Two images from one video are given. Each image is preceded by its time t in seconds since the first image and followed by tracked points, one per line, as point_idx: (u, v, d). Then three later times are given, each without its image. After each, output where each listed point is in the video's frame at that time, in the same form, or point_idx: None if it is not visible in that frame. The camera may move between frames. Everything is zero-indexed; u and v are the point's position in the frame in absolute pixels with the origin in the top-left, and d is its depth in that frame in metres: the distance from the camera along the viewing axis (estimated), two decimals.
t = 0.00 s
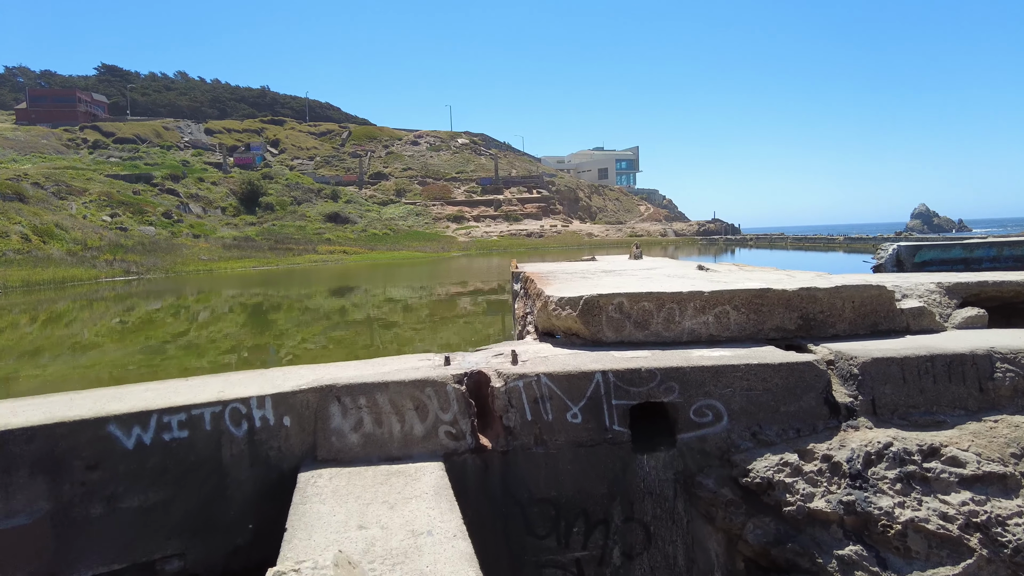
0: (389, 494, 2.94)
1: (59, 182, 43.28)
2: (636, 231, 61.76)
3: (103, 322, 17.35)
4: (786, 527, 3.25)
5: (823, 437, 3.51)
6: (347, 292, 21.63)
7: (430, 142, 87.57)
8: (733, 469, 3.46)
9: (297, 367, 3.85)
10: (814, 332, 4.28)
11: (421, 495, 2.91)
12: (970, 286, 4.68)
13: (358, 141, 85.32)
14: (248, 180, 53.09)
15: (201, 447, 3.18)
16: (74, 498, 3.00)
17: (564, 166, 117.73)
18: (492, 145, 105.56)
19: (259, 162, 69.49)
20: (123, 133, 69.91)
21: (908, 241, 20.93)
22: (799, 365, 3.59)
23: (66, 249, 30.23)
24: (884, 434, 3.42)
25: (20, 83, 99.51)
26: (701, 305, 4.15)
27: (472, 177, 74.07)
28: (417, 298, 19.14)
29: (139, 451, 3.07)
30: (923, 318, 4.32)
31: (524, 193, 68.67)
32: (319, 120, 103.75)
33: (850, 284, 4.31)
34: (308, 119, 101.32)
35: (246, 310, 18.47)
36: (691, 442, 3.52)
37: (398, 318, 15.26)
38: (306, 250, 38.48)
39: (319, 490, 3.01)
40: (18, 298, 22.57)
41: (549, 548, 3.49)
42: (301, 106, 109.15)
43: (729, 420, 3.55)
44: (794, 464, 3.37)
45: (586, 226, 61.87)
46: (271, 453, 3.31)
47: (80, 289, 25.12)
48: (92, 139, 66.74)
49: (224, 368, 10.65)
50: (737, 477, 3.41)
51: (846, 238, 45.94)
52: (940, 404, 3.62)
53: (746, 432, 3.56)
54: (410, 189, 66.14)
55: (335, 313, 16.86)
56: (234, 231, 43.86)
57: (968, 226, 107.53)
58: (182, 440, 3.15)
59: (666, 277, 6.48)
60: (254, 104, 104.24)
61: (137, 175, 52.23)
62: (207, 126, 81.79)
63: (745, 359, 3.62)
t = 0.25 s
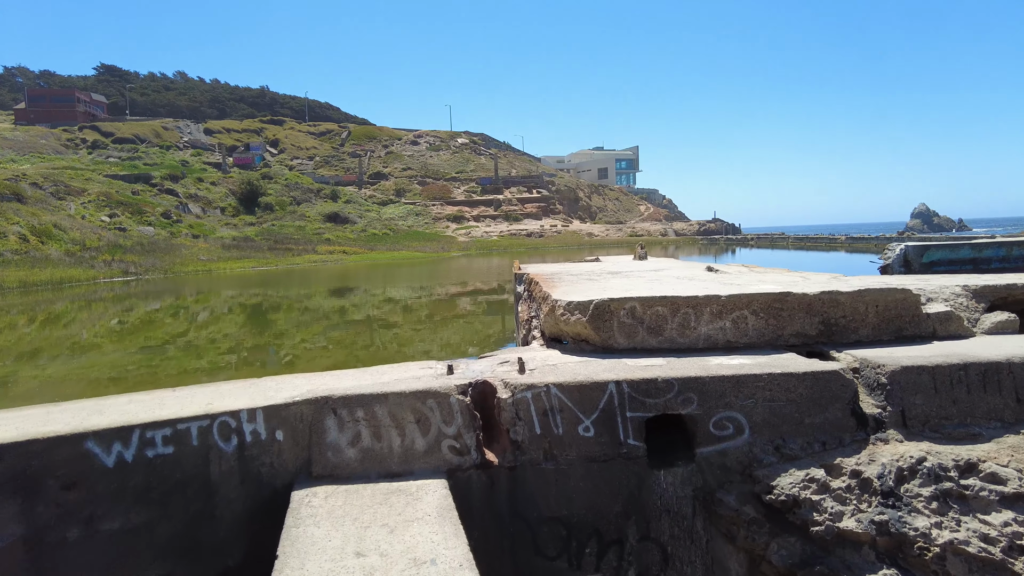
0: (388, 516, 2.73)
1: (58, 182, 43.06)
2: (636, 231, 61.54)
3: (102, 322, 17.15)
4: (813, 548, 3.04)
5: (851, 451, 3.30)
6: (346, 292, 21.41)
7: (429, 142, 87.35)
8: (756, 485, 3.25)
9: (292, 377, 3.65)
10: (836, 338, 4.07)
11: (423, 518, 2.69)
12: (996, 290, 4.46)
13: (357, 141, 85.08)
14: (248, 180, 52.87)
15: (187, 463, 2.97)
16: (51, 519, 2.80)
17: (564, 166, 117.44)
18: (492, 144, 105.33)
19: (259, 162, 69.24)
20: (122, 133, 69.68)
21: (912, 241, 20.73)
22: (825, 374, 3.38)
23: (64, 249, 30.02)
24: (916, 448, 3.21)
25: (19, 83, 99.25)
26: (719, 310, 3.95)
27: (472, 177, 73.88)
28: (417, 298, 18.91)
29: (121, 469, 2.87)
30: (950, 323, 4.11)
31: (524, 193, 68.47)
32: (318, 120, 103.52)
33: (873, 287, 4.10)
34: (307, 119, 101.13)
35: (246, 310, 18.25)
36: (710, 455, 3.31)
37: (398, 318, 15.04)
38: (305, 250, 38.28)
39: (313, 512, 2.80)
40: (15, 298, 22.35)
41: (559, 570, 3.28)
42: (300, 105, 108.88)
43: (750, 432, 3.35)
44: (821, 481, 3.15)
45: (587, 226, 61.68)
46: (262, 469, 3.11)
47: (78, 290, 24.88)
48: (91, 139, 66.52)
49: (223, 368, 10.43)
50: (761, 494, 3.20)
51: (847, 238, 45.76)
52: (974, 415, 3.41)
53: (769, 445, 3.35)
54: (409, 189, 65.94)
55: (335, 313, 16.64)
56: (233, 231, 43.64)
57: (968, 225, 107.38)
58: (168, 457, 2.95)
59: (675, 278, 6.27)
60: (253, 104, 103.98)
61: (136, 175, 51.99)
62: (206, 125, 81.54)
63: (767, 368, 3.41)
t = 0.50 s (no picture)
0: (386, 539, 2.49)
1: (57, 184, 42.81)
2: (637, 232, 61.34)
3: (100, 324, 16.90)
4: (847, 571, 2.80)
5: (885, 464, 3.06)
6: (347, 293, 21.17)
7: (429, 144, 87.14)
8: (782, 501, 3.02)
9: (286, 385, 3.42)
10: (861, 343, 3.83)
11: (423, 542, 2.45)
12: None
13: (357, 142, 84.87)
14: (247, 181, 52.63)
15: (169, 480, 2.75)
16: (19, 543, 2.58)
17: (564, 167, 117.10)
18: (492, 146, 105.15)
19: (258, 164, 69.01)
20: (121, 134, 69.45)
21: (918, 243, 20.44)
22: (855, 383, 3.14)
23: (63, 251, 29.76)
24: (956, 462, 2.97)
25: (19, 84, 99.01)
26: (738, 313, 3.72)
27: (472, 178, 73.69)
28: (417, 300, 18.67)
29: (97, 487, 2.65)
30: (981, 327, 3.88)
31: (524, 195, 68.27)
32: (318, 121, 103.29)
33: (901, 289, 3.86)
34: (307, 121, 100.96)
35: (246, 312, 17.98)
36: (732, 470, 3.08)
37: (397, 320, 14.79)
38: (305, 251, 38.04)
39: (303, 533, 2.56)
40: (12, 301, 22.08)
41: None
42: (300, 107, 108.59)
43: (776, 445, 3.12)
44: (855, 497, 2.91)
45: (587, 227, 61.47)
46: (251, 486, 2.88)
47: (76, 292, 24.60)
48: (91, 141, 66.30)
49: (223, 370, 10.17)
50: (789, 512, 2.96)
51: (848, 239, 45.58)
52: (1016, 426, 3.17)
53: (795, 458, 3.12)
54: (409, 190, 65.73)
55: (334, 314, 16.38)
56: (232, 232, 43.39)
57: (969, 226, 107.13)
58: (148, 473, 2.72)
59: (686, 280, 6.04)
60: (253, 105, 103.78)
61: (135, 177, 51.74)
62: (206, 127, 81.32)
63: (793, 376, 3.18)
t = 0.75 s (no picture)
0: None
1: (52, 184, 42.46)
2: (635, 233, 61.16)
3: (96, 326, 16.61)
4: None
5: (919, 488, 2.83)
6: (344, 295, 20.91)
7: (427, 144, 86.89)
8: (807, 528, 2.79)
9: (273, 402, 3.19)
10: (884, 355, 3.61)
11: None
12: None
13: (355, 143, 84.59)
14: (244, 182, 52.32)
15: (142, 509, 2.52)
16: None
17: (562, 168, 116.84)
18: (490, 147, 104.96)
19: (256, 164, 68.69)
20: (118, 135, 69.06)
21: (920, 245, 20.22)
22: (884, 400, 2.90)
23: (57, 252, 29.44)
24: (995, 486, 2.74)
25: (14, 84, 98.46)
26: (755, 323, 3.50)
27: (470, 179, 73.46)
28: (414, 301, 18.44)
29: (62, 518, 2.43)
30: (1011, 339, 3.65)
31: (522, 195, 68.07)
32: (316, 122, 102.95)
33: (926, 297, 3.63)
34: (304, 121, 100.64)
35: (242, 313, 17.71)
36: (753, 494, 2.85)
37: (395, 321, 14.57)
38: (302, 253, 37.77)
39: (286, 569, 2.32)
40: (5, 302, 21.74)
41: None
42: (297, 107, 108.23)
43: (800, 467, 2.89)
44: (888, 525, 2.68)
45: (585, 229, 61.30)
46: (233, 515, 2.65)
47: (70, 294, 24.29)
48: (87, 141, 65.91)
49: (220, 371, 9.89)
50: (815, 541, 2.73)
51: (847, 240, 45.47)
52: None
53: (821, 481, 2.89)
54: (407, 191, 65.47)
55: (332, 316, 16.13)
56: (229, 233, 43.09)
57: (966, 227, 107.14)
58: (118, 503, 2.49)
59: (692, 284, 5.81)
60: (250, 106, 103.43)
61: (131, 177, 51.39)
62: (203, 127, 80.95)
63: (818, 393, 2.96)
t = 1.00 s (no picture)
0: None
1: (43, 183, 41.99)
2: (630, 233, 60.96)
3: (89, 326, 16.30)
4: None
5: (954, 502, 2.60)
6: (338, 295, 20.64)
7: (421, 144, 86.56)
8: (834, 549, 2.55)
9: (253, 411, 2.95)
10: (907, 359, 3.39)
11: None
12: None
13: (349, 142, 84.19)
14: (238, 182, 51.90)
15: (103, 532, 2.29)
16: None
17: (557, 168, 116.63)
18: (485, 147, 104.69)
19: (249, 164, 68.23)
20: (110, 134, 68.46)
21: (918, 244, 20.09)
22: (914, 407, 2.67)
23: (48, 252, 29.05)
24: None
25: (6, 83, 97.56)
26: (769, 325, 3.28)
27: (464, 179, 73.16)
28: (408, 301, 18.21)
29: (15, 542, 2.20)
30: None
31: (517, 195, 67.83)
32: (310, 122, 102.43)
33: (951, 297, 3.41)
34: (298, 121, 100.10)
35: (236, 313, 17.43)
36: (774, 513, 2.63)
37: (389, 321, 14.34)
38: (296, 253, 37.44)
39: None
40: None
41: None
42: (291, 107, 107.70)
43: (824, 480, 2.67)
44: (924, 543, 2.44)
45: (580, 228, 61.12)
46: (205, 537, 2.42)
47: (60, 294, 23.91)
48: (79, 140, 65.34)
49: (214, 371, 9.60)
50: (841, 561, 2.50)
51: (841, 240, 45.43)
52: None
53: (847, 496, 2.67)
54: (402, 191, 65.17)
55: (326, 316, 15.84)
56: (222, 233, 42.70)
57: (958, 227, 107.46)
58: (74, 525, 2.25)
59: (696, 283, 5.59)
60: (244, 105, 102.81)
61: (124, 176, 50.91)
62: (196, 126, 80.39)
63: (844, 400, 2.73)
